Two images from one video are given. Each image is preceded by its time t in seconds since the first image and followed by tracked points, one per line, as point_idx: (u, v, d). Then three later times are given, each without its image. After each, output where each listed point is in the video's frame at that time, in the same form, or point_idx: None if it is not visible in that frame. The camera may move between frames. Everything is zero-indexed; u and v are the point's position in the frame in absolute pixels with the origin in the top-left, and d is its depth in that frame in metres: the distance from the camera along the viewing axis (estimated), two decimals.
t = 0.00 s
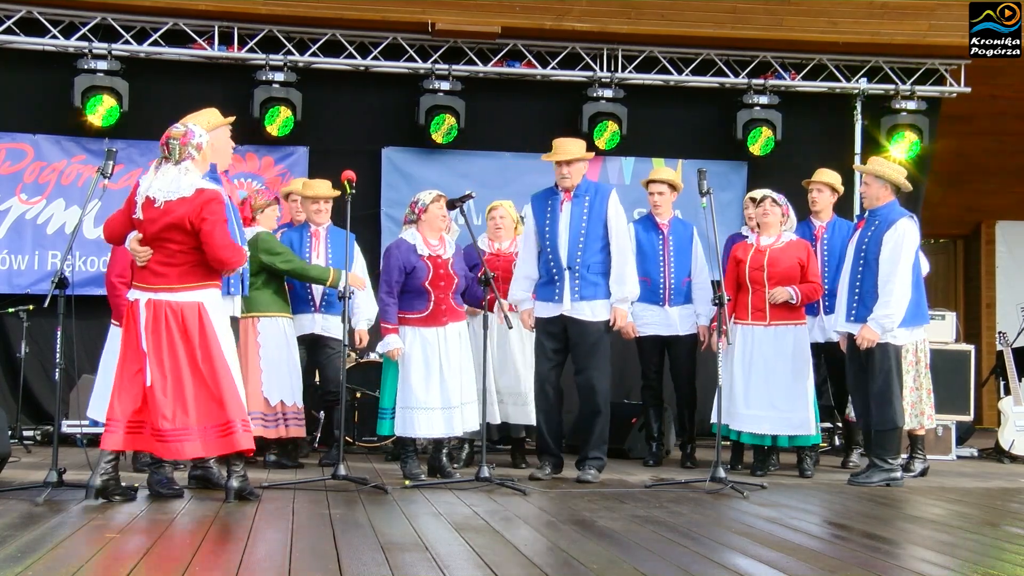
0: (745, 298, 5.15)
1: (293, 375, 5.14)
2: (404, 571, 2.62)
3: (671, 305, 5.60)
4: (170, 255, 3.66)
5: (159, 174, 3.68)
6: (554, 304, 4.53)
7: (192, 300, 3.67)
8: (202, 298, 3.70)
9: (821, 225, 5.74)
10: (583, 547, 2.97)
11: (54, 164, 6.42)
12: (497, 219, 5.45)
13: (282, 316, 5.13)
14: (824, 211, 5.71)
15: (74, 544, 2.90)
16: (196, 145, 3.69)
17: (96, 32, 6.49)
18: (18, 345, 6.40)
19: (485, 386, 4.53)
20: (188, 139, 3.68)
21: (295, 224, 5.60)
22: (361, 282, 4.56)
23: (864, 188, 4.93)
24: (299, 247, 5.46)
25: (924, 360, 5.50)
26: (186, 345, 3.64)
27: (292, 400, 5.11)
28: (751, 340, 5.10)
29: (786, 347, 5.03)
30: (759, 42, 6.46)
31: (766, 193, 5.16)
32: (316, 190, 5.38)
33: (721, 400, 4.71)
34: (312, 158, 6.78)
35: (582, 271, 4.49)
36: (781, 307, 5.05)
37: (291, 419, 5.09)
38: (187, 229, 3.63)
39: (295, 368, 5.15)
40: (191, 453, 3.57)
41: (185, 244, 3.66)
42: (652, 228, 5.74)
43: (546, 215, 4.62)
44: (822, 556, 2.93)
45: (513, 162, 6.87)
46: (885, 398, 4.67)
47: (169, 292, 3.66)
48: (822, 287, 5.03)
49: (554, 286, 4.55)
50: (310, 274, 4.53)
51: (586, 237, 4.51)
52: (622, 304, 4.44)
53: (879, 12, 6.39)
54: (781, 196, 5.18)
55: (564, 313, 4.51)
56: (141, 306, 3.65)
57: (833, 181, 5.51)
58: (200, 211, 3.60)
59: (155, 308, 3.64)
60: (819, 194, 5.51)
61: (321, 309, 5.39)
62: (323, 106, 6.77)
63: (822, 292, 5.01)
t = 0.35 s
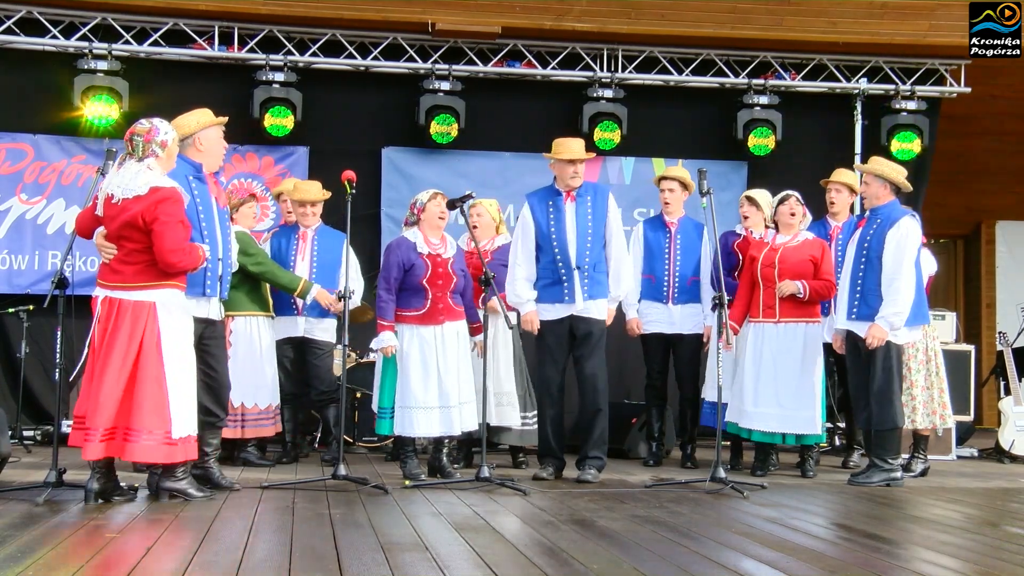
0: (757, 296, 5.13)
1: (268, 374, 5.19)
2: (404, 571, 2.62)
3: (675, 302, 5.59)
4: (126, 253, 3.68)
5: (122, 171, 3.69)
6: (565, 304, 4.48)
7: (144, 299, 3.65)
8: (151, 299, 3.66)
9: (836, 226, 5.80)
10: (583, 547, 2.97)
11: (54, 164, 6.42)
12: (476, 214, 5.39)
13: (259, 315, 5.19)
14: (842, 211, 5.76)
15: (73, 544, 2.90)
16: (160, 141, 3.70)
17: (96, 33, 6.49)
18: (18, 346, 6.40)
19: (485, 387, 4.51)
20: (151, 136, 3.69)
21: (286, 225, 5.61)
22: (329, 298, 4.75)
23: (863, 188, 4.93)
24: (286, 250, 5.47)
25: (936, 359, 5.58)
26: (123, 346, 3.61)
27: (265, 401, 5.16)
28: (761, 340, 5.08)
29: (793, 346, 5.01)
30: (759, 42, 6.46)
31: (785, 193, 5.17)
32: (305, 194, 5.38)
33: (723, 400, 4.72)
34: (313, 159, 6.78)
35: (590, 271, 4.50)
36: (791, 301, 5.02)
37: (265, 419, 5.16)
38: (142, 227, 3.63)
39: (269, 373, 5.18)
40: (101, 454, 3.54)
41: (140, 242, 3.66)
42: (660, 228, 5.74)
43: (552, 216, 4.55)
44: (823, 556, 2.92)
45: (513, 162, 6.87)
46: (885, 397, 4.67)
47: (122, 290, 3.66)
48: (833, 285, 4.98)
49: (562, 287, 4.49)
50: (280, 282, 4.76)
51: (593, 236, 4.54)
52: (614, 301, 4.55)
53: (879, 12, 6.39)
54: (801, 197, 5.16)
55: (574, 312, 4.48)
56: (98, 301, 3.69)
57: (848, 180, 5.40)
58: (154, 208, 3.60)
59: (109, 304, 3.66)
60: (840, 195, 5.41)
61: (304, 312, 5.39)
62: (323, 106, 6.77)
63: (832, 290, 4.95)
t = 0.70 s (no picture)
0: (771, 297, 5.12)
1: (261, 375, 5.16)
2: (404, 571, 2.62)
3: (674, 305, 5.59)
4: (126, 252, 3.67)
5: (120, 171, 3.69)
6: (570, 305, 4.48)
7: (146, 297, 3.66)
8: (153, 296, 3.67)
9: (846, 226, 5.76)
10: (583, 547, 2.97)
11: (54, 164, 6.42)
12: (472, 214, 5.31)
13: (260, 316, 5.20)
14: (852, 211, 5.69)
15: (73, 544, 2.90)
16: (157, 138, 3.70)
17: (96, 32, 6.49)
18: (18, 346, 6.40)
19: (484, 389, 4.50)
20: (147, 134, 3.69)
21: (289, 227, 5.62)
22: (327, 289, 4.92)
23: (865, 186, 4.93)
24: (285, 250, 5.47)
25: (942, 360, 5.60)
26: (122, 344, 3.60)
27: (258, 403, 5.13)
28: (777, 340, 5.09)
29: (808, 348, 5.03)
30: (759, 42, 6.46)
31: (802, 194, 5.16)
32: (310, 194, 5.43)
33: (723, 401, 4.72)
34: (313, 159, 6.78)
35: (593, 270, 4.54)
36: (806, 305, 5.05)
37: (255, 420, 5.12)
38: (142, 225, 3.62)
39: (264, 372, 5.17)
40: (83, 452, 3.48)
41: (140, 240, 3.65)
42: (666, 229, 5.72)
43: (555, 217, 4.55)
44: (823, 557, 2.92)
45: (513, 163, 6.87)
46: (885, 395, 4.67)
47: (121, 288, 3.66)
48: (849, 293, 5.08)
49: (566, 288, 4.49)
50: (273, 284, 4.84)
51: (592, 237, 4.60)
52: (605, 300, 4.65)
53: (879, 12, 6.39)
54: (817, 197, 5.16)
55: (581, 311, 4.49)
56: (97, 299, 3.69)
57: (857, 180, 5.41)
58: (154, 205, 3.59)
59: (109, 302, 3.66)
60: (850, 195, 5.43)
61: (296, 310, 5.36)
62: (323, 105, 6.77)
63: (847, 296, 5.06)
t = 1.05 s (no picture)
0: (781, 295, 5.11)
1: (269, 375, 5.15)
2: (404, 570, 2.62)
3: (672, 306, 5.59)
4: (171, 251, 3.66)
5: (160, 171, 3.68)
6: (573, 305, 4.49)
7: (193, 296, 3.66)
8: (200, 295, 3.68)
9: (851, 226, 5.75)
10: (583, 547, 2.97)
11: (54, 164, 6.42)
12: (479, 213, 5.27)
13: (273, 315, 5.22)
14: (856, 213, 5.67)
15: (73, 544, 2.90)
16: (195, 137, 3.72)
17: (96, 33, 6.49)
18: (17, 345, 6.40)
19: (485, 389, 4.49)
20: (188, 134, 3.71)
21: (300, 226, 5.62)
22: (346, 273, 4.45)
23: (869, 186, 4.92)
24: (295, 246, 5.47)
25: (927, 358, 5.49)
26: (174, 344, 3.60)
27: (263, 404, 5.11)
28: (784, 340, 5.09)
29: (813, 348, 5.05)
30: (759, 42, 6.46)
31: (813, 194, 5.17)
32: (323, 191, 5.46)
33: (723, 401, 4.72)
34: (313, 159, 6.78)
35: (596, 271, 4.53)
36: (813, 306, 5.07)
37: (260, 421, 5.10)
38: (186, 223, 3.63)
39: (271, 372, 5.16)
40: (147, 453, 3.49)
41: (186, 239, 3.66)
42: (662, 231, 5.73)
43: (559, 216, 4.56)
44: (823, 556, 2.92)
45: (512, 163, 6.87)
46: (886, 392, 4.66)
47: (168, 288, 3.65)
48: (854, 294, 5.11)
49: (569, 288, 4.50)
50: (291, 272, 4.38)
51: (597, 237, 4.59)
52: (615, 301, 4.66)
53: (879, 12, 6.39)
54: (824, 197, 5.20)
55: (582, 311, 4.49)
56: (142, 301, 3.66)
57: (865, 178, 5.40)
58: (199, 202, 3.60)
59: (154, 303, 3.64)
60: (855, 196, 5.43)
61: (304, 306, 5.37)
62: (323, 106, 6.77)
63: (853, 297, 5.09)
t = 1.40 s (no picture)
0: (780, 292, 5.13)
1: (280, 374, 5.14)
2: (404, 570, 2.62)
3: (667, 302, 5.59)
4: (200, 248, 3.65)
5: (189, 168, 3.65)
6: (585, 304, 4.49)
7: (223, 293, 3.66)
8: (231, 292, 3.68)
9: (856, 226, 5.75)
10: (584, 548, 2.97)
11: (54, 164, 6.42)
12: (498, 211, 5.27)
13: (279, 312, 5.19)
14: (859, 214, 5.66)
15: (72, 544, 2.90)
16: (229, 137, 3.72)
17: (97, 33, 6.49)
18: (17, 345, 6.40)
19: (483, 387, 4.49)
20: (222, 134, 3.70)
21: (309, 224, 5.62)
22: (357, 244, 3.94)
23: (879, 184, 4.90)
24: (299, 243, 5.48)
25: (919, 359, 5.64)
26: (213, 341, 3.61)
27: (273, 402, 5.11)
28: (779, 337, 5.09)
29: (810, 346, 5.04)
30: (759, 42, 6.46)
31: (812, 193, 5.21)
32: (325, 187, 5.45)
33: (722, 401, 4.71)
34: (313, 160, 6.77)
35: (612, 270, 4.51)
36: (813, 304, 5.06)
37: (272, 421, 5.09)
38: (217, 221, 3.62)
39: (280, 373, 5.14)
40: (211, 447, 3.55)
41: (216, 236, 3.65)
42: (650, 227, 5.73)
43: (574, 215, 4.56)
44: (823, 556, 2.92)
45: (512, 163, 6.87)
46: (885, 389, 4.67)
47: (198, 285, 3.63)
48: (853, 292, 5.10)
49: (581, 288, 4.50)
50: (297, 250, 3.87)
51: (614, 237, 4.54)
52: (642, 301, 4.55)
53: (879, 12, 6.39)
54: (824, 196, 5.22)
55: (595, 311, 4.48)
56: (171, 300, 3.63)
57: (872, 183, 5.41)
58: (232, 200, 3.61)
59: (185, 301, 3.62)
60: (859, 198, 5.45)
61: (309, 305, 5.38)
62: (324, 106, 6.77)
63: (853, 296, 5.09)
